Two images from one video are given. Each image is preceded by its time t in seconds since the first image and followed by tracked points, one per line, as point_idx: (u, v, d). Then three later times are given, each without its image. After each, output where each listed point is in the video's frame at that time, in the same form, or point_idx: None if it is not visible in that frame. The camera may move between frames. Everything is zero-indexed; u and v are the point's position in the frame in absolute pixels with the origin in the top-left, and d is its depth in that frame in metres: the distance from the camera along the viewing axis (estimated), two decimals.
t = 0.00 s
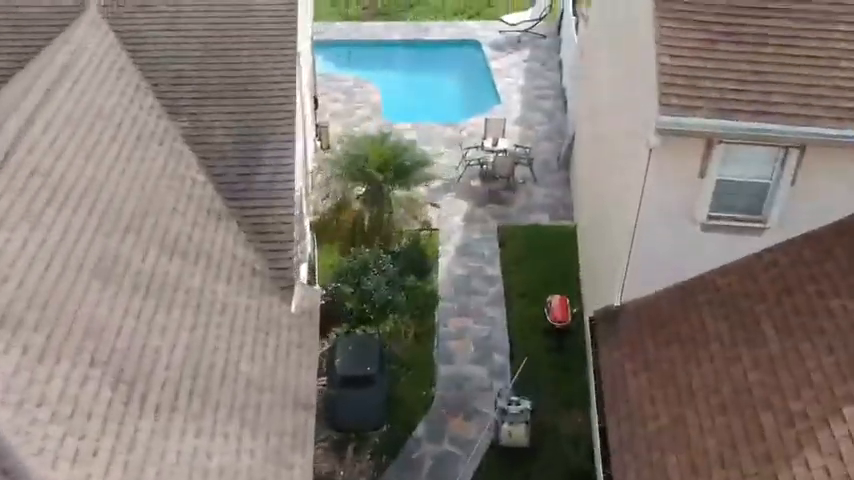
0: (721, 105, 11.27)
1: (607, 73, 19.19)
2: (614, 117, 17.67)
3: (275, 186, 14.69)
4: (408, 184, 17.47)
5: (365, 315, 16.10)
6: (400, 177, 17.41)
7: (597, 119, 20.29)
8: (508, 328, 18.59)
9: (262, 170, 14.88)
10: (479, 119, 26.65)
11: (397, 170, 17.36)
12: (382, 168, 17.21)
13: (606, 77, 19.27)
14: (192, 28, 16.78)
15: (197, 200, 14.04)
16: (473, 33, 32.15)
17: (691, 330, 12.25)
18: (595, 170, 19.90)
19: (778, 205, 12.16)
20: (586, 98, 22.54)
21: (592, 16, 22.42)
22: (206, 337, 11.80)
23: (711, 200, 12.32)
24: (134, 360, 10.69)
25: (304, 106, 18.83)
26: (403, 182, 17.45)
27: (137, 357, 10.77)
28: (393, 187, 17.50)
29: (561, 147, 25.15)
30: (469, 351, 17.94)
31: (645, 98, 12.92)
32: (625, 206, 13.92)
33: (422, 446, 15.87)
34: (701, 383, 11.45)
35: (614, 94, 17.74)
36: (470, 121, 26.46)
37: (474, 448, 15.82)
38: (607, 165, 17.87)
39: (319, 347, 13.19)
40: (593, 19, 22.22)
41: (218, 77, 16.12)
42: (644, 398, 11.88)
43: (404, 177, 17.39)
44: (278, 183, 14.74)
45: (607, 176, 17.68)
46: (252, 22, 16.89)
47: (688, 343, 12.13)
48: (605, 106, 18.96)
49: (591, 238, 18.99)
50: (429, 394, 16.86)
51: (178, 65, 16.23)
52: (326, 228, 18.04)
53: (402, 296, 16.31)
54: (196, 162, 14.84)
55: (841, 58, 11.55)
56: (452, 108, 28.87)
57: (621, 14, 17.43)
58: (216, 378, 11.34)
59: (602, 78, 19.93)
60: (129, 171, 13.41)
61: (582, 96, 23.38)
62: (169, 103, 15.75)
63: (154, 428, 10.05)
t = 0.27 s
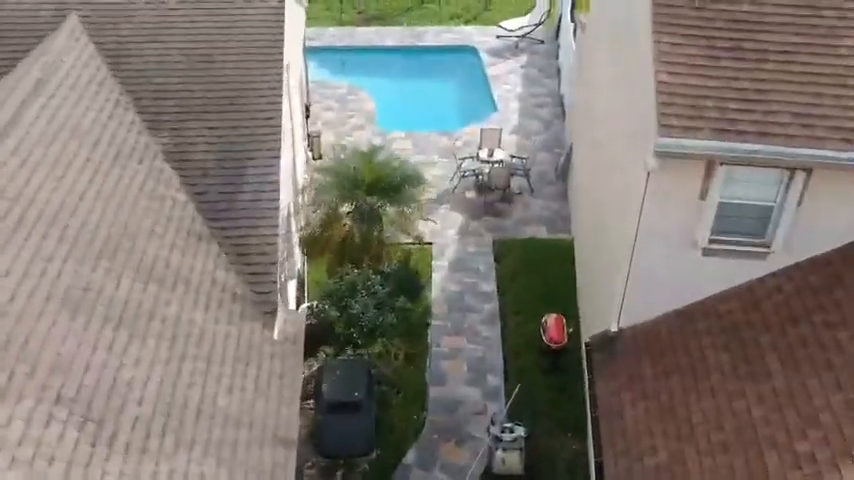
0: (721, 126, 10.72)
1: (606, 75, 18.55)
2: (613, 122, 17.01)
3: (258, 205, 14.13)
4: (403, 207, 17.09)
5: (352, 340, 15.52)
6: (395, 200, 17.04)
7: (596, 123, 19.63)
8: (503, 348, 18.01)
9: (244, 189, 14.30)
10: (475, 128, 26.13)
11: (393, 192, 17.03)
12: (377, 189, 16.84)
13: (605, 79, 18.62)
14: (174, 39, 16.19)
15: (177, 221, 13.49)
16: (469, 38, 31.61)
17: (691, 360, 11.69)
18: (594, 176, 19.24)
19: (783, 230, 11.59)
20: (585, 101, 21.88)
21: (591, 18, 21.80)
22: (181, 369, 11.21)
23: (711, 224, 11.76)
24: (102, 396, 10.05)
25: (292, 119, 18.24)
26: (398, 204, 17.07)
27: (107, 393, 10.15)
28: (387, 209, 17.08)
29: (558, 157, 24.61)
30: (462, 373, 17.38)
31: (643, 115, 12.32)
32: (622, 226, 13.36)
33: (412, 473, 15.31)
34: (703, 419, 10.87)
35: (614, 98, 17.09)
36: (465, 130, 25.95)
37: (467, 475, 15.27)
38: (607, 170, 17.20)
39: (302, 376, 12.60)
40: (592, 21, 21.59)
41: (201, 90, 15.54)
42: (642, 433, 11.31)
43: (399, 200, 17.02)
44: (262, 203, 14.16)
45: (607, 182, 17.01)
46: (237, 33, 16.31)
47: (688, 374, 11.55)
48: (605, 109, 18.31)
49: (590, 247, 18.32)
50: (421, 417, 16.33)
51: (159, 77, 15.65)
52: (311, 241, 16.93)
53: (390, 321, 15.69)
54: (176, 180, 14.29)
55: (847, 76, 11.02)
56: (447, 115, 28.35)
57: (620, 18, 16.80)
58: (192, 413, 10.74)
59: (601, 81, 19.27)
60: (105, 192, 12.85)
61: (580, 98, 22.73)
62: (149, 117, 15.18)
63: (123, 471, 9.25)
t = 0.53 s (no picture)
0: (723, 145, 10.24)
1: (606, 76, 18.05)
2: (613, 125, 16.47)
3: (245, 222, 13.66)
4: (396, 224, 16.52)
5: (342, 362, 15.05)
6: (388, 216, 16.47)
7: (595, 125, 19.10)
8: (499, 365, 17.54)
9: (230, 205, 13.81)
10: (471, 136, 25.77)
11: (386, 209, 16.44)
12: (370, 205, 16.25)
13: (604, 80, 18.12)
14: (159, 49, 15.74)
15: (160, 240, 13.02)
16: (467, 43, 31.15)
17: (693, 388, 11.19)
18: (594, 180, 18.68)
19: (788, 252, 11.14)
20: (584, 103, 21.35)
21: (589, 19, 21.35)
22: (161, 397, 10.65)
23: (714, 245, 11.30)
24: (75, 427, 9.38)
25: (282, 129, 17.75)
26: (390, 221, 16.51)
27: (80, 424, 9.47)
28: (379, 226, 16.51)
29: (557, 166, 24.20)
30: (457, 391, 16.93)
31: (643, 130, 11.82)
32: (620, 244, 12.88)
33: None
34: (705, 450, 10.33)
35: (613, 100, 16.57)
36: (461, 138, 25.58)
37: None
38: (607, 174, 16.66)
39: (289, 403, 12.08)
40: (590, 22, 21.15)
41: (187, 101, 15.08)
42: (642, 465, 10.79)
43: (392, 216, 16.45)
44: (248, 219, 13.69)
45: (607, 186, 16.45)
46: (224, 43, 15.86)
47: (690, 403, 11.06)
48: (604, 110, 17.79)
49: (590, 255, 17.73)
50: (414, 438, 15.89)
51: (144, 89, 15.20)
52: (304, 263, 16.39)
53: (380, 342, 15.14)
54: (160, 197, 13.82)
55: None
56: (444, 122, 27.91)
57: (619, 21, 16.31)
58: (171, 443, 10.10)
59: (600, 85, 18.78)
60: (84, 209, 12.36)
61: (579, 101, 22.20)
62: (133, 130, 14.72)
63: None
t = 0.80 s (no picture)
0: (727, 174, 9.65)
1: (602, 90, 17.55)
2: (611, 136, 15.90)
3: (225, 249, 13.08)
4: (384, 247, 15.72)
5: (327, 392, 14.41)
6: (376, 239, 15.68)
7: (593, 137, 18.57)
8: (493, 389, 16.96)
9: (211, 230, 13.25)
10: (466, 148, 25.22)
11: (374, 231, 15.64)
12: (357, 228, 15.46)
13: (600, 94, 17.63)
14: (140, 65, 15.15)
15: (136, 267, 12.44)
16: (463, 50, 30.60)
17: (694, 429, 10.61)
18: (592, 190, 18.08)
19: (794, 286, 10.57)
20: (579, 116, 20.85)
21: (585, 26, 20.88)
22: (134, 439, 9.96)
23: (716, 277, 10.74)
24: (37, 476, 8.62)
25: (268, 146, 17.15)
26: (378, 243, 15.72)
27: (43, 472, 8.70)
28: (366, 248, 15.76)
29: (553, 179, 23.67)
30: (449, 418, 16.37)
31: (642, 155, 11.23)
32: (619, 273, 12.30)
33: None
34: None
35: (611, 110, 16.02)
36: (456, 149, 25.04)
37: None
38: (606, 183, 16.07)
39: (269, 443, 11.51)
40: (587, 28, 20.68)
41: (167, 120, 14.49)
42: None
43: (380, 239, 15.66)
44: (229, 245, 13.13)
45: (606, 197, 15.86)
46: (207, 59, 15.30)
47: (690, 445, 10.48)
48: (602, 122, 17.27)
49: (589, 269, 17.09)
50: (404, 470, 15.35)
51: (123, 106, 14.58)
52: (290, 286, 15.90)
53: (367, 372, 14.48)
54: (137, 221, 13.24)
55: None
56: (439, 133, 27.30)
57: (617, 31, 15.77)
58: None
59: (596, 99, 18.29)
60: (55, 237, 11.77)
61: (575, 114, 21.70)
62: (111, 150, 14.10)
63: None
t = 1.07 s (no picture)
0: (735, 202, 9.11)
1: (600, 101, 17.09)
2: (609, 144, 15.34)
3: (210, 271, 12.56)
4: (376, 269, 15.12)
5: (315, 421, 13.83)
6: (368, 260, 15.07)
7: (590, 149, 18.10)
8: (491, 412, 16.44)
9: (195, 252, 12.74)
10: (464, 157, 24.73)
11: (366, 252, 15.02)
12: (348, 250, 14.87)
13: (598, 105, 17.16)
14: (124, 78, 14.63)
15: (118, 293, 11.93)
16: (461, 56, 30.14)
17: (701, 466, 10.07)
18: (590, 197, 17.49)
19: (805, 318, 10.06)
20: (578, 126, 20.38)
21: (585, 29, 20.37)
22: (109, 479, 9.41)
23: (723, 308, 10.22)
24: None
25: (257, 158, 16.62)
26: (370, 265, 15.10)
27: None
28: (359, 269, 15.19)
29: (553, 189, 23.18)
30: (445, 442, 15.87)
31: (644, 174, 10.71)
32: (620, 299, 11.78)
33: None
34: None
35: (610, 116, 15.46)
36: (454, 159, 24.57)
37: None
38: (604, 189, 15.47)
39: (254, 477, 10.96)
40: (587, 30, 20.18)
41: (153, 136, 13.96)
42: None
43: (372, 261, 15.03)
44: (214, 268, 12.61)
45: (604, 202, 15.28)
46: (195, 72, 14.80)
47: None
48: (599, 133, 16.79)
49: (588, 279, 16.52)
50: None
51: (107, 122, 14.05)
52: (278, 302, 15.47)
53: (358, 401, 14.01)
54: (120, 243, 12.72)
55: None
56: (436, 142, 26.76)
57: (615, 37, 15.26)
58: None
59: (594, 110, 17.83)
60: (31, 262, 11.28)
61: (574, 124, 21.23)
62: (94, 168, 13.55)
63: None
